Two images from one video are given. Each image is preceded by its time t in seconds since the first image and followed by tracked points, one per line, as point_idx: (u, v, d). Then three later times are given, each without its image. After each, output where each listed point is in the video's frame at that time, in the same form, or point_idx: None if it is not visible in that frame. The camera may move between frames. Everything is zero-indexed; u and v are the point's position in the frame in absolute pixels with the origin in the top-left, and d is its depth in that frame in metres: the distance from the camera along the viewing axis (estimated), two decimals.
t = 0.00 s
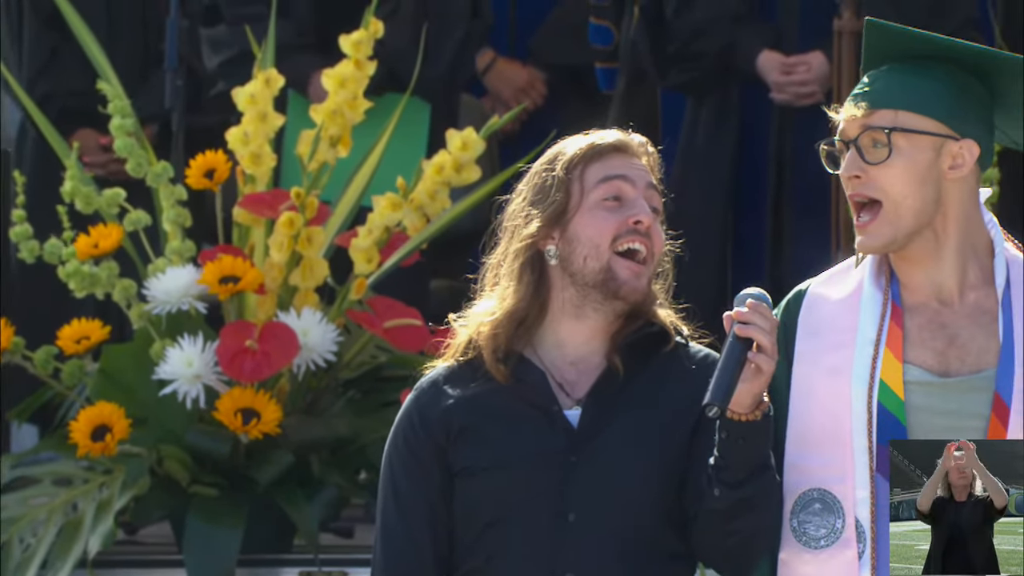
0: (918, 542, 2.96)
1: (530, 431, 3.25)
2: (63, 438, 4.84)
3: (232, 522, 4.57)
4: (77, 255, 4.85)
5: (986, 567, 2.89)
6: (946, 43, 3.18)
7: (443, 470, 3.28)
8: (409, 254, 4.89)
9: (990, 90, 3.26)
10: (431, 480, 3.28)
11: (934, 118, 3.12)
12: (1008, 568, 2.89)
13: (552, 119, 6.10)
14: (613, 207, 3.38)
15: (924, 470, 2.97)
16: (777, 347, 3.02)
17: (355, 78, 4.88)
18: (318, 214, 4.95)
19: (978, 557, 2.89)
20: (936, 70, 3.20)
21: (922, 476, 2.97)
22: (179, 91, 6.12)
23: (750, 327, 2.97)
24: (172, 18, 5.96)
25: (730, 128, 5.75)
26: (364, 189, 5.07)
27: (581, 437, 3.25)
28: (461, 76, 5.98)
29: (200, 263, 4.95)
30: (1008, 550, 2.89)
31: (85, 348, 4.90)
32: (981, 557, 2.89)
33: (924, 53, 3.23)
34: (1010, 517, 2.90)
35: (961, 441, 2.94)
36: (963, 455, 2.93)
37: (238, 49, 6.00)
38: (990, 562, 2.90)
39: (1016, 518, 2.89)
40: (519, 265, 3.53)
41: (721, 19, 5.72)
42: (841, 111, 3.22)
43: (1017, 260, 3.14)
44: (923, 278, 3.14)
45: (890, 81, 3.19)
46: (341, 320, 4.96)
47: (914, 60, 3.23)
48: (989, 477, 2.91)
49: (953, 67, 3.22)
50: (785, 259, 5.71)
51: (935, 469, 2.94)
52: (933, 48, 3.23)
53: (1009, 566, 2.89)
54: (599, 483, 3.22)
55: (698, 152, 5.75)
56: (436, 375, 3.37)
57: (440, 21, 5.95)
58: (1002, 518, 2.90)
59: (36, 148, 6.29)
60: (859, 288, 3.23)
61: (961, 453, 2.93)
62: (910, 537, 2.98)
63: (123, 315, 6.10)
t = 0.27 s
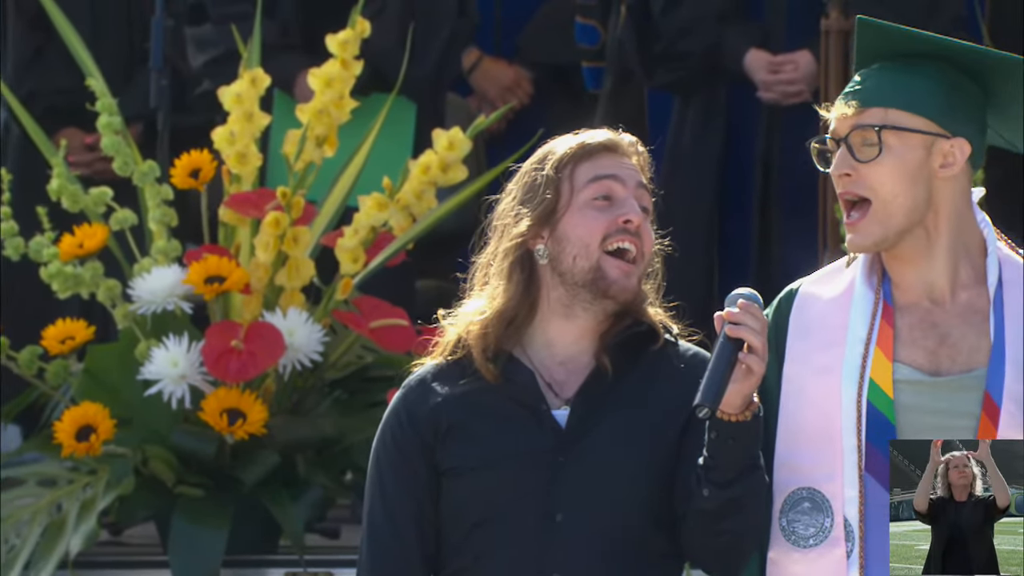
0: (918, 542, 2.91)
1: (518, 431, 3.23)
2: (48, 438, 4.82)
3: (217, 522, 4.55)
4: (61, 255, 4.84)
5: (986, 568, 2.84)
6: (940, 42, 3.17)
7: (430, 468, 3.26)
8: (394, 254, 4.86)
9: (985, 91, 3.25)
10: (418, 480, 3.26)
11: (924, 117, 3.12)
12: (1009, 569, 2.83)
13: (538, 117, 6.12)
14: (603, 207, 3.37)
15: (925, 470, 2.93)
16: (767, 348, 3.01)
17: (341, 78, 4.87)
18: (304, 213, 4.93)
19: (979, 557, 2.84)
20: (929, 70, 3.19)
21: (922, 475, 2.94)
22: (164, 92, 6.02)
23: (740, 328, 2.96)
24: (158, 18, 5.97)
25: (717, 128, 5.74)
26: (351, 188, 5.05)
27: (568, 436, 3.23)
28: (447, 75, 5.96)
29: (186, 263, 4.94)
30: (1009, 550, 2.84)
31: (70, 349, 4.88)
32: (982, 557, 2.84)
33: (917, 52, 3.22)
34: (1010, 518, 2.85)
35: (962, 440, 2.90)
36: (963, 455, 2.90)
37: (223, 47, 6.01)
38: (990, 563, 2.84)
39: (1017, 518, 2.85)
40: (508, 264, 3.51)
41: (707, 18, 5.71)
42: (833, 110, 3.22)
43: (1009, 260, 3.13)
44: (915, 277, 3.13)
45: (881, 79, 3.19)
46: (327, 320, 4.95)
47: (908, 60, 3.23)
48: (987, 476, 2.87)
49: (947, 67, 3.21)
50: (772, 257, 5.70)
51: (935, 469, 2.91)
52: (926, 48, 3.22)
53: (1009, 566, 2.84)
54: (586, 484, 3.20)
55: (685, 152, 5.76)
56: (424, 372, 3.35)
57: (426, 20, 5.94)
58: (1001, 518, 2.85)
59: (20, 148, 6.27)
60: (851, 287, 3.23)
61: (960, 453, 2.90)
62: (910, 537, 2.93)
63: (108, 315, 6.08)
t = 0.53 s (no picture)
0: (918, 541, 2.91)
1: (505, 432, 3.21)
2: (32, 439, 4.80)
3: (201, 523, 4.54)
4: (45, 255, 4.81)
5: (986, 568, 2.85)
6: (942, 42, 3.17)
7: (417, 468, 3.23)
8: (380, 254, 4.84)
9: (985, 92, 3.24)
10: (405, 480, 3.23)
11: (924, 116, 3.11)
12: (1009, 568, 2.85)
13: (522, 117, 6.14)
14: (590, 206, 3.35)
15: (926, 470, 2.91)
16: (756, 346, 3.02)
17: (326, 77, 4.86)
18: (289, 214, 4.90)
19: (979, 556, 2.85)
20: (930, 70, 3.18)
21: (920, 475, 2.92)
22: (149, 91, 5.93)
23: (728, 326, 2.98)
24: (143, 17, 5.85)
25: (703, 126, 5.73)
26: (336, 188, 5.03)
27: (555, 437, 3.21)
28: (433, 74, 5.94)
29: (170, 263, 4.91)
30: (1009, 550, 2.85)
31: (54, 349, 4.86)
32: (982, 558, 2.85)
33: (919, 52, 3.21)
34: (1011, 517, 2.85)
35: (963, 441, 2.88)
36: (964, 455, 2.88)
37: (208, 47, 5.97)
38: (991, 562, 2.85)
39: (1017, 518, 2.85)
40: (495, 264, 3.48)
41: (693, 16, 5.69)
42: (833, 107, 3.21)
43: (1004, 263, 3.13)
44: (911, 277, 3.12)
45: (883, 77, 3.18)
46: (311, 321, 4.93)
47: (909, 59, 3.22)
48: (988, 477, 2.86)
49: (948, 67, 3.20)
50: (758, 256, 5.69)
51: (934, 469, 2.89)
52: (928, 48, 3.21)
53: (1009, 566, 2.85)
54: (573, 483, 3.18)
55: (671, 149, 5.74)
56: (411, 372, 3.32)
57: (412, 20, 5.92)
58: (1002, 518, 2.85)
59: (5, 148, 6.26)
60: (845, 286, 3.23)
61: (961, 452, 2.88)
62: (910, 537, 2.93)
63: (92, 315, 6.06)
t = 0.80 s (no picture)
0: (919, 541, 2.91)
1: (489, 433, 3.20)
2: (11, 440, 4.78)
3: (181, 524, 4.52)
4: (25, 256, 4.79)
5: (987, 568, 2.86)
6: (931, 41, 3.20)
7: (401, 472, 3.22)
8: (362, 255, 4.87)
9: (973, 91, 3.26)
10: (389, 481, 3.22)
11: (914, 115, 3.13)
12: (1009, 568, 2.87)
13: (505, 116, 6.13)
14: (571, 206, 3.33)
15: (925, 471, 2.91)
16: (737, 345, 2.99)
17: (307, 77, 4.85)
18: (270, 214, 4.89)
19: (979, 556, 2.86)
20: (920, 69, 3.21)
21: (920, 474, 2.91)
22: (129, 92, 5.90)
23: (710, 325, 2.94)
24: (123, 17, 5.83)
25: (686, 126, 5.73)
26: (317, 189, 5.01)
27: (539, 437, 3.19)
28: (415, 73, 5.92)
29: (150, 263, 4.90)
30: (1008, 549, 2.86)
31: (34, 350, 4.83)
32: (983, 558, 2.86)
33: (908, 51, 3.24)
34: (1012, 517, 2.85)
35: (962, 441, 2.89)
36: (964, 455, 2.89)
37: (187, 48, 5.98)
38: (991, 562, 2.86)
39: (1019, 518, 2.85)
40: (476, 264, 3.46)
41: (677, 14, 5.68)
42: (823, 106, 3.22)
43: (990, 264, 3.15)
44: (899, 278, 3.13)
45: (873, 76, 3.20)
46: (293, 321, 4.91)
47: (899, 58, 3.24)
48: (988, 478, 2.86)
49: (937, 66, 3.23)
50: (741, 256, 5.67)
51: (934, 469, 2.90)
52: (917, 47, 3.24)
53: (1008, 565, 2.86)
54: (557, 484, 3.16)
55: (654, 149, 5.74)
56: (395, 372, 3.31)
57: (394, 20, 5.91)
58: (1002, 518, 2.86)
59: None
60: (833, 287, 3.23)
61: (962, 453, 2.89)
62: (910, 536, 2.92)
63: (72, 316, 6.04)
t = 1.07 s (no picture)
0: (920, 541, 2.89)
1: (468, 434, 3.18)
2: None
3: (158, 525, 4.51)
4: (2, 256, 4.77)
5: (988, 567, 2.87)
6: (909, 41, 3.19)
7: (381, 474, 3.21)
8: (341, 255, 4.82)
9: (950, 89, 3.27)
10: (368, 483, 3.21)
11: (891, 116, 3.14)
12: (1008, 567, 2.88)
13: (486, 116, 6.11)
14: (549, 205, 3.32)
15: (925, 469, 2.90)
16: (715, 344, 2.98)
17: (284, 77, 4.84)
18: (248, 214, 4.87)
19: (980, 556, 2.87)
20: (897, 68, 3.20)
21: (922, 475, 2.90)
22: (107, 91, 5.90)
23: (688, 324, 2.93)
24: (102, 17, 5.81)
25: (669, 125, 5.71)
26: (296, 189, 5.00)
27: (519, 438, 3.18)
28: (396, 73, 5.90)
29: (128, 264, 4.88)
30: (1007, 548, 2.87)
31: (11, 351, 4.81)
32: (983, 557, 2.87)
33: (886, 49, 3.23)
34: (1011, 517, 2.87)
35: (962, 442, 2.90)
36: (964, 455, 2.89)
37: (166, 47, 5.97)
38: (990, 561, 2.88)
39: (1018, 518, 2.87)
40: (455, 265, 3.46)
41: (661, 13, 5.68)
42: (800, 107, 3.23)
43: (971, 264, 3.18)
44: (878, 278, 3.15)
45: (850, 75, 3.20)
46: (272, 322, 4.88)
47: (876, 57, 3.24)
48: (987, 478, 2.88)
49: (914, 65, 3.22)
50: (722, 255, 5.67)
51: (933, 469, 2.89)
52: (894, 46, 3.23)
53: (1007, 565, 2.88)
54: (536, 485, 3.14)
55: (634, 149, 5.72)
56: (374, 375, 3.30)
57: (372, 19, 5.91)
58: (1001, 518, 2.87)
59: None
60: (813, 287, 3.23)
61: (962, 453, 2.89)
62: (910, 536, 2.90)
63: (49, 316, 6.01)
